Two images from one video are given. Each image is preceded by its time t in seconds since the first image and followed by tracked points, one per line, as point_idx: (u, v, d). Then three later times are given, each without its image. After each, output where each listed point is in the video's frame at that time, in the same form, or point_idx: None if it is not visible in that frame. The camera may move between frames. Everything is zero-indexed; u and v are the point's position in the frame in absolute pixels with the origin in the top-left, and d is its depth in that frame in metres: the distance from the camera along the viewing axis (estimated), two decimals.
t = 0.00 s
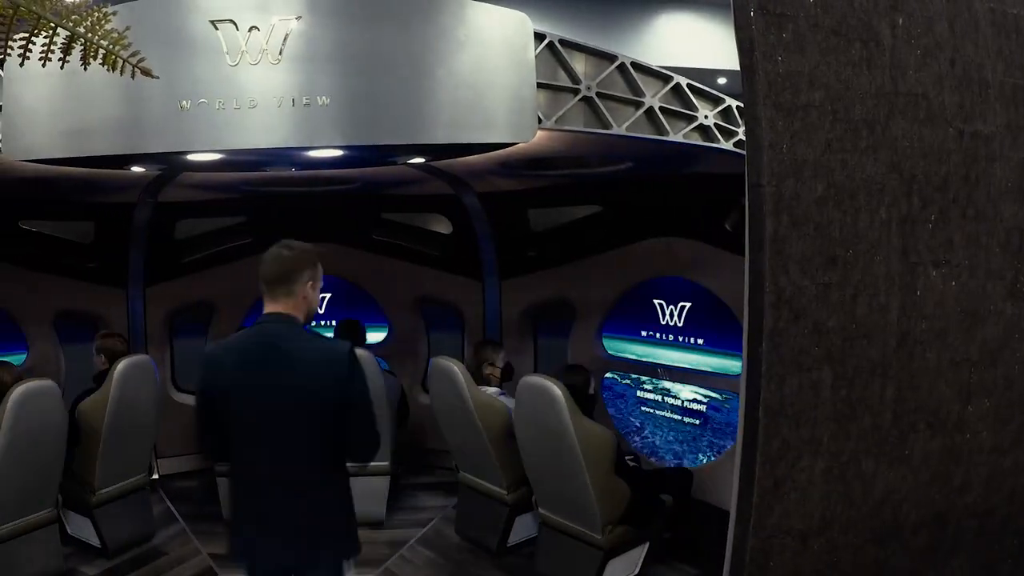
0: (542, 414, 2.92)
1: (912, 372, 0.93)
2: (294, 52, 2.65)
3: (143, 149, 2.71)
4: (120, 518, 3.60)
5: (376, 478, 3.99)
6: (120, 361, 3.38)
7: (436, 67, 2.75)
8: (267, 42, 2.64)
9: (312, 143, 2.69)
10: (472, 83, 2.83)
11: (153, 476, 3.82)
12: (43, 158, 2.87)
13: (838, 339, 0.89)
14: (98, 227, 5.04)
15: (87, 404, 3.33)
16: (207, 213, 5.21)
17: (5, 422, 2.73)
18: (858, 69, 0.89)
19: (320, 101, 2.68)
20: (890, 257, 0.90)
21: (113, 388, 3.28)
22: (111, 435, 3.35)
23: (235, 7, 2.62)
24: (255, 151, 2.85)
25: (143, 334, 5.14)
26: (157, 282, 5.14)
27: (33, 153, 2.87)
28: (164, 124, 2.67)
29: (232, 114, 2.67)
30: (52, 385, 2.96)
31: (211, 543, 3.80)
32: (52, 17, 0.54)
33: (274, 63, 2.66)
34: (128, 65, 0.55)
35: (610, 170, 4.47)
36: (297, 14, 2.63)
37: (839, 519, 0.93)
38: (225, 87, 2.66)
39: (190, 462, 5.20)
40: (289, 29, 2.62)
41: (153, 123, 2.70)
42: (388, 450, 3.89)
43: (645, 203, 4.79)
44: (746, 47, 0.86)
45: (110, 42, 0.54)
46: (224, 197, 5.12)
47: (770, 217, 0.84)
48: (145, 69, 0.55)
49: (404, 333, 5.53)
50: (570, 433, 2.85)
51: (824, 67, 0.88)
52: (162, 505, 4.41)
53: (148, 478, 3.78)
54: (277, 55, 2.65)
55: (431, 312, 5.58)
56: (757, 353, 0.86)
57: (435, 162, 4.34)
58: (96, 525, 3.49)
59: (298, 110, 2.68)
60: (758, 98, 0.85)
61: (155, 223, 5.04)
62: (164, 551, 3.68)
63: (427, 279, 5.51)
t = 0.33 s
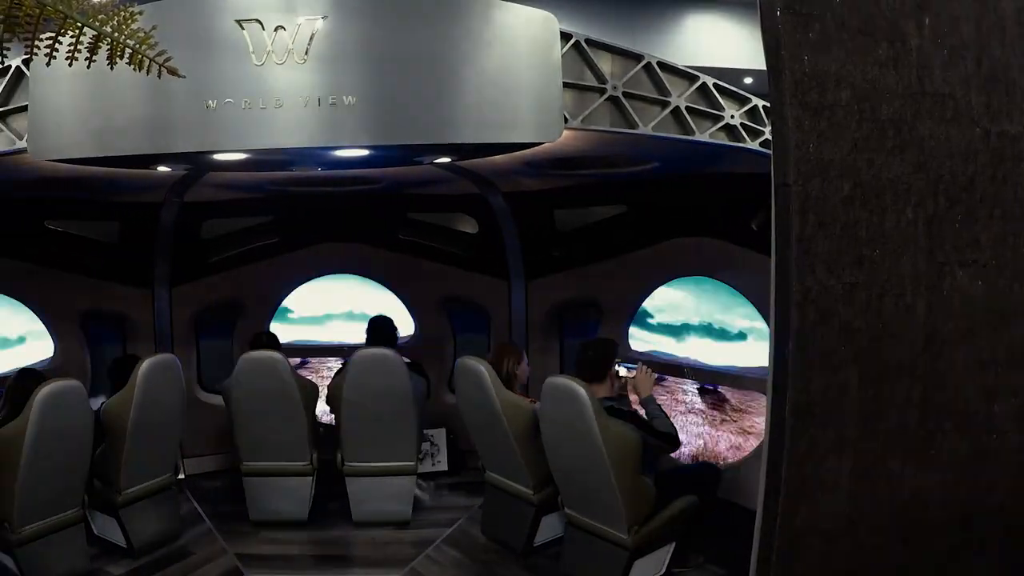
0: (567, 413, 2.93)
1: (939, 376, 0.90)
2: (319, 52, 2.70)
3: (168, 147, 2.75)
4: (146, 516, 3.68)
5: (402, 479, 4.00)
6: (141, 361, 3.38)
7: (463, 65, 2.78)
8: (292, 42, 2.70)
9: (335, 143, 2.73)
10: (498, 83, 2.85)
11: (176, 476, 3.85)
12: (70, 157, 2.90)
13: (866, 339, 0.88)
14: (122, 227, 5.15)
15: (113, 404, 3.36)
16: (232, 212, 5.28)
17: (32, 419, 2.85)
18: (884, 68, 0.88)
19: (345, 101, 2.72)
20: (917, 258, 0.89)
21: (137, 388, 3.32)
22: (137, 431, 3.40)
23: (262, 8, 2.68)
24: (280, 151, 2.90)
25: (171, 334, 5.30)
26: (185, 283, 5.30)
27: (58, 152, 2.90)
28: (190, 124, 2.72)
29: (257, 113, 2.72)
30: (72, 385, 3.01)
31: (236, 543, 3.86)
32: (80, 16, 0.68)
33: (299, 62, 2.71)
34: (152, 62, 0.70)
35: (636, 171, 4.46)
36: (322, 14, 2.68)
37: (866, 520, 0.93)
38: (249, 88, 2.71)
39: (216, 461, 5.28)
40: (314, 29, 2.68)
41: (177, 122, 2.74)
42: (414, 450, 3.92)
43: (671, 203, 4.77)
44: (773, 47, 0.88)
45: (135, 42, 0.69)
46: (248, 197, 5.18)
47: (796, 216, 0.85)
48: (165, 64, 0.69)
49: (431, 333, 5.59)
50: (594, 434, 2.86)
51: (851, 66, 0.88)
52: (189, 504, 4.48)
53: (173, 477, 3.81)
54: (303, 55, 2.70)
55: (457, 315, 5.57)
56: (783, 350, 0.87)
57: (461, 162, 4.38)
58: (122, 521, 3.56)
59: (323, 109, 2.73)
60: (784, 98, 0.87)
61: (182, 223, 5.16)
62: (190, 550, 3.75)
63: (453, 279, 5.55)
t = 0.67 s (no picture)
0: (595, 411, 2.94)
1: (966, 373, 0.91)
2: (345, 52, 2.73)
3: (194, 145, 2.75)
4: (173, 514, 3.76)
5: (428, 479, 4.03)
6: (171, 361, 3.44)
7: (490, 64, 2.81)
8: (319, 41, 2.73)
9: (361, 142, 2.76)
10: (525, 83, 2.87)
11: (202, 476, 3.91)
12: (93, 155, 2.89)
13: (891, 339, 0.88)
14: (149, 226, 5.19)
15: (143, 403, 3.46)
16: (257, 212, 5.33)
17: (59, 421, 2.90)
18: (913, 67, 0.88)
19: (372, 100, 2.76)
20: (943, 256, 0.89)
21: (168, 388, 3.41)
22: (165, 431, 3.48)
23: (289, 7, 2.71)
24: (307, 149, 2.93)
25: (198, 334, 5.36)
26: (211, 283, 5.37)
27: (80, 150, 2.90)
28: (217, 124, 2.74)
29: (285, 112, 2.75)
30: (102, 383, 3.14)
31: (263, 543, 3.94)
32: (106, 17, 0.53)
33: (326, 62, 2.74)
34: (182, 64, 0.57)
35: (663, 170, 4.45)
36: (349, 13, 2.72)
37: (891, 519, 0.93)
38: (277, 88, 2.74)
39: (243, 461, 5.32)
40: (341, 28, 2.71)
41: (201, 120, 2.76)
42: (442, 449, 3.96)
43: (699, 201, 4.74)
44: (799, 45, 0.87)
45: (163, 43, 0.55)
46: (275, 197, 5.23)
47: (823, 215, 0.85)
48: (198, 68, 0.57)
49: (457, 332, 5.63)
50: (623, 432, 2.86)
51: (877, 66, 0.88)
52: (214, 504, 4.53)
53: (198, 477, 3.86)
54: (330, 54, 2.73)
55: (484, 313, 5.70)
56: (810, 351, 0.86)
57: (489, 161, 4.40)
58: (147, 520, 3.62)
59: (350, 108, 2.76)
60: (811, 97, 0.86)
61: (207, 222, 5.19)
62: (217, 550, 3.82)
63: (479, 278, 5.60)
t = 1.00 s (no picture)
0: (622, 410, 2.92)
1: (991, 362, 0.94)
2: (371, 50, 2.73)
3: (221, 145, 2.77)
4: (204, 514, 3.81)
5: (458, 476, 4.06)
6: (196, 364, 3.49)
7: (519, 63, 2.83)
8: (345, 40, 2.72)
9: (390, 141, 2.77)
10: (552, 80, 2.89)
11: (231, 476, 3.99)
12: (118, 155, 2.89)
13: (919, 331, 0.89)
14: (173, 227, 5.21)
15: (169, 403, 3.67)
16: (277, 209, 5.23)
17: (86, 417, 2.91)
18: (938, 61, 0.89)
19: (399, 98, 2.76)
20: (970, 248, 0.91)
21: (190, 388, 3.59)
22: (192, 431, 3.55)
23: (315, 6, 2.71)
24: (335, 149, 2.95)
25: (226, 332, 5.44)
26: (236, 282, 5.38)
27: (103, 151, 2.87)
28: (247, 124, 2.75)
29: (311, 111, 2.75)
30: (134, 383, 3.06)
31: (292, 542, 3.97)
32: (132, 16, 0.46)
33: (353, 61, 2.73)
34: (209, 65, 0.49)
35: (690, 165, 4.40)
36: (375, 11, 2.72)
37: (920, 511, 0.95)
38: (303, 86, 2.74)
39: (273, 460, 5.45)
40: (367, 26, 2.71)
41: (228, 120, 2.78)
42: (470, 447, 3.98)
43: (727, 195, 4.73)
44: (827, 38, 0.86)
45: (193, 42, 0.48)
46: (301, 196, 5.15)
47: (850, 209, 0.85)
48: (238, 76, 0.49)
49: (484, 330, 5.61)
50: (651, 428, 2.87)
51: (903, 59, 0.88)
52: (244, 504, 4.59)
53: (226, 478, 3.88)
54: (356, 52, 2.72)
55: (513, 309, 5.65)
56: (839, 348, 0.86)
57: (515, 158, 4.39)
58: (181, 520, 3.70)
59: (377, 107, 2.76)
60: (838, 92, 0.86)
61: (235, 222, 5.17)
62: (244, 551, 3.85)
63: (506, 275, 5.60)
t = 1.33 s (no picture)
0: (649, 409, 2.96)
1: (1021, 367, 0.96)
2: (399, 50, 2.77)
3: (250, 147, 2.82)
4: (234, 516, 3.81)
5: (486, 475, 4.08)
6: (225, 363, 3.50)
7: (547, 62, 2.85)
8: (372, 40, 2.76)
9: (416, 141, 2.81)
10: (581, 80, 2.91)
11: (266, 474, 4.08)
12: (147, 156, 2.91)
13: (946, 331, 0.93)
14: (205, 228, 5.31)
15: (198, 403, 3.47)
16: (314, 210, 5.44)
17: (118, 417, 2.89)
18: (965, 63, 0.93)
19: (427, 99, 2.80)
20: (999, 250, 0.94)
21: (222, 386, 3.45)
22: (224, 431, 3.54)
23: (342, 7, 2.74)
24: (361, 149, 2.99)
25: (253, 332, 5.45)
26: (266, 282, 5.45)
27: (135, 151, 2.92)
28: (275, 123, 2.79)
29: (338, 111, 2.78)
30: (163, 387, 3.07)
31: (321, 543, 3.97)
32: (159, 16, 0.44)
33: (380, 61, 2.77)
34: (243, 72, 0.47)
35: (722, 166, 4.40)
36: (402, 12, 2.75)
37: (949, 512, 0.97)
38: (330, 86, 2.77)
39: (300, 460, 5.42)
40: (394, 26, 2.75)
41: (257, 120, 2.81)
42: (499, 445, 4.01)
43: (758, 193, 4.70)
44: (855, 41, 0.92)
45: (217, 42, 0.46)
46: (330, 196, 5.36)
47: (878, 210, 0.91)
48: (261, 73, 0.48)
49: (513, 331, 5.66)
50: (677, 428, 2.87)
51: (930, 60, 0.93)
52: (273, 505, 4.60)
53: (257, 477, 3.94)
54: (384, 53, 2.76)
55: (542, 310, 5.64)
56: (868, 347, 0.92)
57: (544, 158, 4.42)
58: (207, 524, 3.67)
59: (404, 108, 2.80)
60: (865, 92, 0.92)
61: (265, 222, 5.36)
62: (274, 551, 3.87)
63: (535, 275, 5.62)
